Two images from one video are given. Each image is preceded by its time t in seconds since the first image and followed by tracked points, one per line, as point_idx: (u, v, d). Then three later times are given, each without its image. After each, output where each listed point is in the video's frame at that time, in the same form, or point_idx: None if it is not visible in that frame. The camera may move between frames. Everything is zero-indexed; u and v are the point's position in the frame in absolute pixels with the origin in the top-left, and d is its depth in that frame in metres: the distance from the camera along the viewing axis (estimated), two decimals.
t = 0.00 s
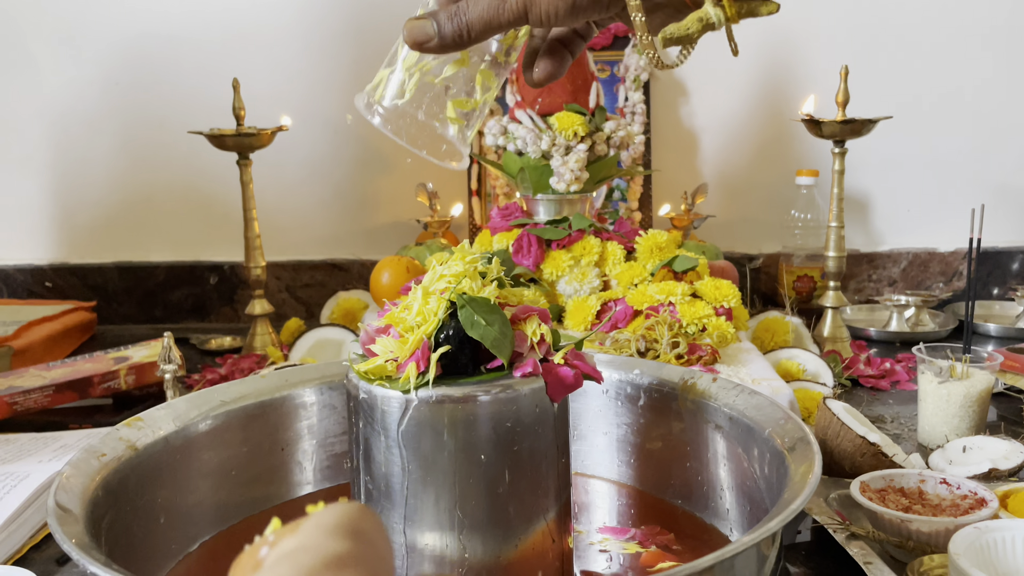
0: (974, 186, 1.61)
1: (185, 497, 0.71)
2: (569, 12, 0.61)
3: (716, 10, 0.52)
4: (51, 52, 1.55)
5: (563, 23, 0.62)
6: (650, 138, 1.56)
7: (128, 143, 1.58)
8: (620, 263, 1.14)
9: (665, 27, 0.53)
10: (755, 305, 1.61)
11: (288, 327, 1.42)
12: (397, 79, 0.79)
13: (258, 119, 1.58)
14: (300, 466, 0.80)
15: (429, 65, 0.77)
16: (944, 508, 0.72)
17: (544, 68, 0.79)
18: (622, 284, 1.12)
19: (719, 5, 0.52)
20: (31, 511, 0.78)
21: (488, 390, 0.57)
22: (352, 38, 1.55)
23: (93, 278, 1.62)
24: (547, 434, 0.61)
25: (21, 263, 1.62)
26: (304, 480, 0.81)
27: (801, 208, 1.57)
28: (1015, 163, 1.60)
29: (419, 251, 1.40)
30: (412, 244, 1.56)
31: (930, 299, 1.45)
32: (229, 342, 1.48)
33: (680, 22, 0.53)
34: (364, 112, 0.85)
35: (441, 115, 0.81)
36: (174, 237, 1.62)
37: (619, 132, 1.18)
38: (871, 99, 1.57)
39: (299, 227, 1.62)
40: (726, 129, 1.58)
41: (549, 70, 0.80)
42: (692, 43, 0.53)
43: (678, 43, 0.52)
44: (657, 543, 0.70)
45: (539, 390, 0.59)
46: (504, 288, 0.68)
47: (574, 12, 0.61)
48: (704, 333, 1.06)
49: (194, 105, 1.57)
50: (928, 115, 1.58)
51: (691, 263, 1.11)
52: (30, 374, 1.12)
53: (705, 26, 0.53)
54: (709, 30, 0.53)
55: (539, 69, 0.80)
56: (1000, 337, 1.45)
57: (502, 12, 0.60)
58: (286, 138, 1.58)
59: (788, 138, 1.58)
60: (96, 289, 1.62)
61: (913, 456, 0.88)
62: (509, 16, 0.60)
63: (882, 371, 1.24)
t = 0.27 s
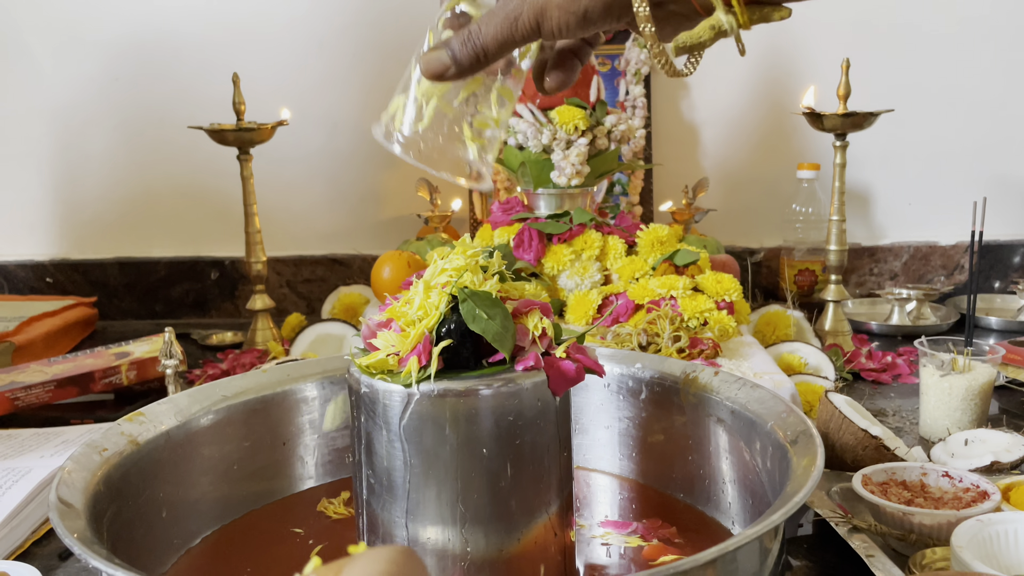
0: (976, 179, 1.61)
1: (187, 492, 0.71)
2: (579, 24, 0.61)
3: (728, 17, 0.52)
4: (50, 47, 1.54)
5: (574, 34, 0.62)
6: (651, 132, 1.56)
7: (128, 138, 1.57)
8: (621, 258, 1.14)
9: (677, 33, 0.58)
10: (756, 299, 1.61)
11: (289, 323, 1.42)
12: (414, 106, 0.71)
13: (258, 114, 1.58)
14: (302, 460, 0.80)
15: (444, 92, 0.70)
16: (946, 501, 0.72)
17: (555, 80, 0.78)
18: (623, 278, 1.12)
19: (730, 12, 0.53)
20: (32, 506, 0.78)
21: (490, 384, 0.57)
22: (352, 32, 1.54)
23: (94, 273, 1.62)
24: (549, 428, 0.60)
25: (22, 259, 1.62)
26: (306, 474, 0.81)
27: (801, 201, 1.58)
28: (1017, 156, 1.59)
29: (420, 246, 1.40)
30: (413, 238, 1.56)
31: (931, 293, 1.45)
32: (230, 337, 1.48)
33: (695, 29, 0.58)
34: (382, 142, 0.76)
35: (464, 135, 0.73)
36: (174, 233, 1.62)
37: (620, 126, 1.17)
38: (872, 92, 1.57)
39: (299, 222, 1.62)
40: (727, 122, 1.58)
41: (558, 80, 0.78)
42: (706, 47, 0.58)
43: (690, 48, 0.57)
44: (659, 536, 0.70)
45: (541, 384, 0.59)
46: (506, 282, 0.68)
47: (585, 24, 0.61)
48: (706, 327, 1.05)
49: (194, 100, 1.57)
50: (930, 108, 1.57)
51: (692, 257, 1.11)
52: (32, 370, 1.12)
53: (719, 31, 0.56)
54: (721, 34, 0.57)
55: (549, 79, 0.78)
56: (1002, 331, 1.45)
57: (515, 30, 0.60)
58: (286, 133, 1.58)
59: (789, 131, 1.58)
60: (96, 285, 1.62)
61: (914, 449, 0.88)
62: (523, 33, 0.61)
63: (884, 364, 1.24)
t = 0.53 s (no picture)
0: (975, 174, 1.60)
1: (186, 487, 0.71)
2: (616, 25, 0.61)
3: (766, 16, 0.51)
4: (48, 42, 1.54)
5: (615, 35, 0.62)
6: (650, 126, 1.56)
7: (126, 134, 1.57)
8: (620, 252, 1.13)
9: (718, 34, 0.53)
10: (756, 293, 1.61)
11: (288, 318, 1.41)
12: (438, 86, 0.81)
13: (256, 109, 1.57)
14: (301, 456, 0.80)
15: (468, 86, 0.78)
16: (946, 495, 0.72)
17: (578, 87, 0.81)
18: (623, 273, 1.11)
19: (770, 13, 0.52)
20: (30, 502, 0.77)
21: (489, 379, 0.57)
22: (351, 26, 1.54)
23: (93, 269, 1.61)
24: (549, 423, 0.60)
25: (20, 255, 1.61)
26: (305, 470, 0.81)
27: (801, 196, 1.58)
28: (1017, 150, 1.59)
29: (419, 241, 1.40)
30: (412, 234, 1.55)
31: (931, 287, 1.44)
32: (229, 334, 1.48)
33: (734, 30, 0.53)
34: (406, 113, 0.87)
35: (476, 128, 0.83)
36: (172, 228, 1.62)
37: (620, 121, 1.17)
38: (872, 86, 1.56)
39: (299, 218, 1.62)
40: (727, 117, 1.57)
41: (584, 90, 0.81)
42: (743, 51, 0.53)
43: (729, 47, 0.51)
44: (659, 531, 0.70)
45: (540, 378, 0.59)
46: (505, 277, 0.68)
47: (624, 24, 0.61)
48: (705, 322, 1.05)
49: (192, 95, 1.56)
50: (930, 102, 1.57)
51: (692, 251, 1.11)
52: (30, 366, 1.12)
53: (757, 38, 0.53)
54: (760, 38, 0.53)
55: (573, 86, 0.81)
56: (1002, 325, 1.45)
57: (551, 27, 0.62)
58: (285, 128, 1.57)
59: (789, 126, 1.58)
60: (95, 281, 1.62)
61: (915, 444, 0.88)
62: (558, 30, 0.62)
63: (884, 358, 1.24)
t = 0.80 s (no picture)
0: (974, 170, 1.60)
1: (184, 486, 0.71)
2: None
3: None
4: (45, 40, 1.54)
5: None
6: (649, 123, 1.55)
7: (123, 132, 1.57)
8: (619, 250, 1.13)
9: None
10: (754, 291, 1.61)
11: (286, 317, 1.41)
12: None
13: (253, 106, 1.57)
14: (299, 454, 0.80)
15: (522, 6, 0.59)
16: (945, 492, 0.72)
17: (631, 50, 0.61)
18: (621, 270, 1.11)
19: None
20: (27, 502, 0.77)
21: (488, 377, 0.56)
22: (348, 23, 1.53)
23: (90, 267, 1.61)
24: (547, 421, 0.60)
25: (18, 253, 1.61)
26: (303, 468, 0.81)
27: (800, 192, 1.56)
28: (1015, 146, 1.59)
29: (417, 239, 1.39)
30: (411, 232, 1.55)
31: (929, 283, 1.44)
32: (227, 332, 1.48)
33: None
34: None
35: None
36: (169, 226, 1.61)
37: (618, 118, 1.17)
38: (871, 83, 1.56)
39: (296, 216, 1.61)
40: (726, 113, 1.57)
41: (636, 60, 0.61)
42: None
43: None
44: (658, 529, 0.70)
45: (539, 377, 0.59)
46: (503, 275, 0.68)
47: None
48: (704, 319, 1.05)
49: (189, 93, 1.56)
50: (928, 99, 1.57)
51: (690, 249, 1.11)
52: (28, 364, 1.12)
53: None
54: None
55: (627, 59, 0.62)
56: (1000, 322, 1.45)
57: None
58: (283, 126, 1.57)
59: (788, 123, 1.57)
60: (92, 279, 1.62)
61: (913, 441, 0.88)
62: None
63: (882, 355, 1.24)
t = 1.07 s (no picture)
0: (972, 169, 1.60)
1: (181, 488, 0.71)
2: None
3: None
4: (43, 40, 1.54)
5: None
6: (647, 122, 1.56)
7: (121, 131, 1.57)
8: (617, 249, 1.13)
9: None
10: (752, 290, 1.61)
11: (284, 317, 1.41)
12: None
13: (251, 106, 1.57)
14: (297, 455, 0.80)
15: None
16: (943, 492, 0.73)
17: None
18: (619, 270, 1.11)
19: None
20: (24, 503, 0.77)
21: (486, 379, 0.56)
22: (346, 23, 1.53)
23: (88, 267, 1.61)
24: (545, 422, 0.60)
25: (16, 253, 1.61)
26: (301, 469, 0.80)
27: (797, 192, 1.58)
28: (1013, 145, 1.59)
29: (414, 239, 1.39)
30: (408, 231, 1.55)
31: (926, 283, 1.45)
32: (225, 332, 1.48)
33: None
34: None
35: None
36: (167, 225, 1.61)
37: (616, 118, 1.17)
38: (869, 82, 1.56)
39: (294, 215, 1.61)
40: (724, 112, 1.57)
41: None
42: None
43: None
44: (655, 530, 0.70)
45: (537, 378, 0.59)
46: (500, 276, 0.68)
47: None
48: (702, 319, 1.05)
49: (187, 92, 1.55)
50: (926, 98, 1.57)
51: (688, 248, 1.11)
52: (25, 365, 1.12)
53: None
54: None
55: None
56: (997, 321, 1.45)
57: None
58: (281, 125, 1.57)
59: (786, 122, 1.57)
60: (90, 279, 1.62)
61: (911, 440, 0.88)
62: None
63: (880, 354, 1.24)
